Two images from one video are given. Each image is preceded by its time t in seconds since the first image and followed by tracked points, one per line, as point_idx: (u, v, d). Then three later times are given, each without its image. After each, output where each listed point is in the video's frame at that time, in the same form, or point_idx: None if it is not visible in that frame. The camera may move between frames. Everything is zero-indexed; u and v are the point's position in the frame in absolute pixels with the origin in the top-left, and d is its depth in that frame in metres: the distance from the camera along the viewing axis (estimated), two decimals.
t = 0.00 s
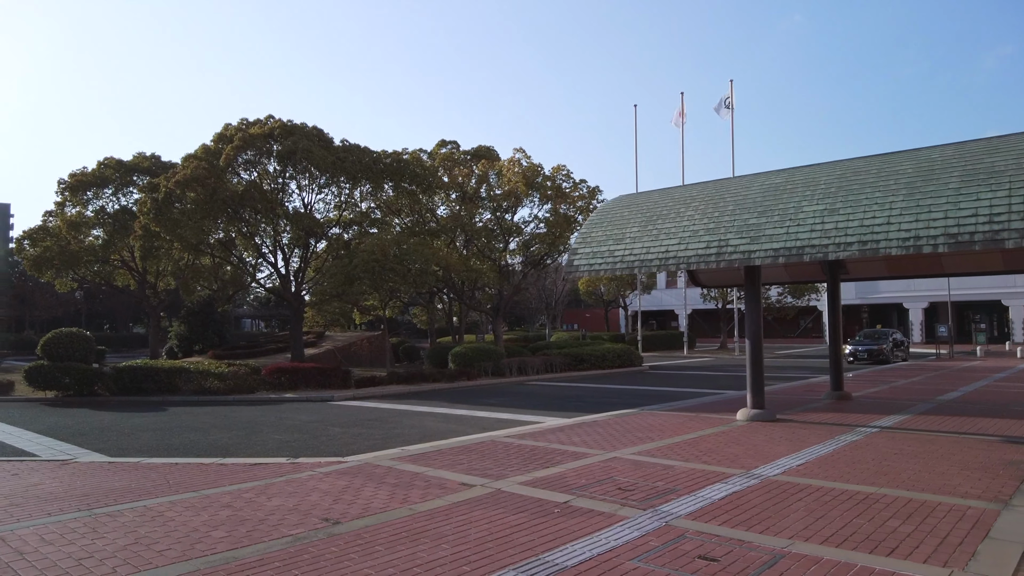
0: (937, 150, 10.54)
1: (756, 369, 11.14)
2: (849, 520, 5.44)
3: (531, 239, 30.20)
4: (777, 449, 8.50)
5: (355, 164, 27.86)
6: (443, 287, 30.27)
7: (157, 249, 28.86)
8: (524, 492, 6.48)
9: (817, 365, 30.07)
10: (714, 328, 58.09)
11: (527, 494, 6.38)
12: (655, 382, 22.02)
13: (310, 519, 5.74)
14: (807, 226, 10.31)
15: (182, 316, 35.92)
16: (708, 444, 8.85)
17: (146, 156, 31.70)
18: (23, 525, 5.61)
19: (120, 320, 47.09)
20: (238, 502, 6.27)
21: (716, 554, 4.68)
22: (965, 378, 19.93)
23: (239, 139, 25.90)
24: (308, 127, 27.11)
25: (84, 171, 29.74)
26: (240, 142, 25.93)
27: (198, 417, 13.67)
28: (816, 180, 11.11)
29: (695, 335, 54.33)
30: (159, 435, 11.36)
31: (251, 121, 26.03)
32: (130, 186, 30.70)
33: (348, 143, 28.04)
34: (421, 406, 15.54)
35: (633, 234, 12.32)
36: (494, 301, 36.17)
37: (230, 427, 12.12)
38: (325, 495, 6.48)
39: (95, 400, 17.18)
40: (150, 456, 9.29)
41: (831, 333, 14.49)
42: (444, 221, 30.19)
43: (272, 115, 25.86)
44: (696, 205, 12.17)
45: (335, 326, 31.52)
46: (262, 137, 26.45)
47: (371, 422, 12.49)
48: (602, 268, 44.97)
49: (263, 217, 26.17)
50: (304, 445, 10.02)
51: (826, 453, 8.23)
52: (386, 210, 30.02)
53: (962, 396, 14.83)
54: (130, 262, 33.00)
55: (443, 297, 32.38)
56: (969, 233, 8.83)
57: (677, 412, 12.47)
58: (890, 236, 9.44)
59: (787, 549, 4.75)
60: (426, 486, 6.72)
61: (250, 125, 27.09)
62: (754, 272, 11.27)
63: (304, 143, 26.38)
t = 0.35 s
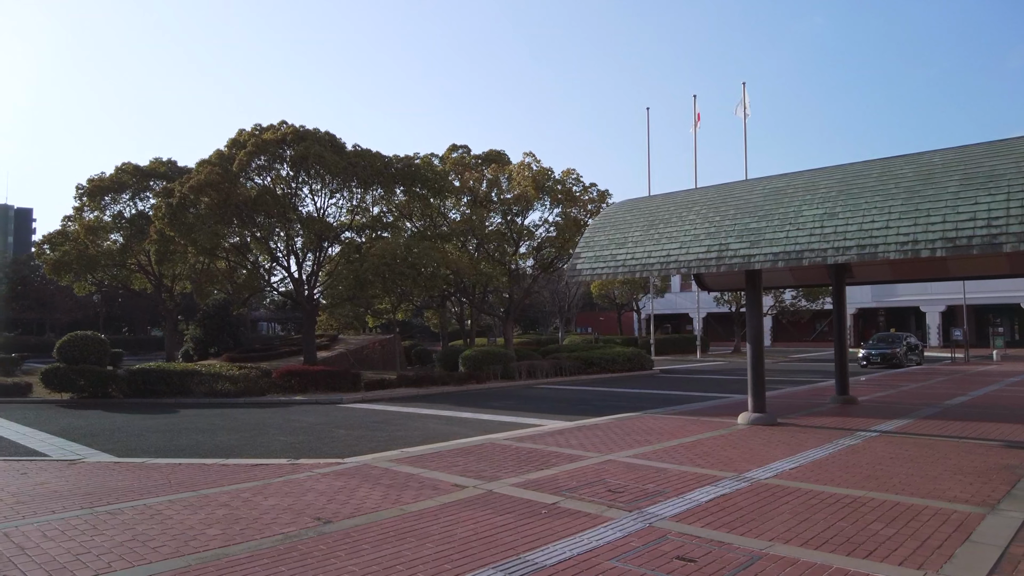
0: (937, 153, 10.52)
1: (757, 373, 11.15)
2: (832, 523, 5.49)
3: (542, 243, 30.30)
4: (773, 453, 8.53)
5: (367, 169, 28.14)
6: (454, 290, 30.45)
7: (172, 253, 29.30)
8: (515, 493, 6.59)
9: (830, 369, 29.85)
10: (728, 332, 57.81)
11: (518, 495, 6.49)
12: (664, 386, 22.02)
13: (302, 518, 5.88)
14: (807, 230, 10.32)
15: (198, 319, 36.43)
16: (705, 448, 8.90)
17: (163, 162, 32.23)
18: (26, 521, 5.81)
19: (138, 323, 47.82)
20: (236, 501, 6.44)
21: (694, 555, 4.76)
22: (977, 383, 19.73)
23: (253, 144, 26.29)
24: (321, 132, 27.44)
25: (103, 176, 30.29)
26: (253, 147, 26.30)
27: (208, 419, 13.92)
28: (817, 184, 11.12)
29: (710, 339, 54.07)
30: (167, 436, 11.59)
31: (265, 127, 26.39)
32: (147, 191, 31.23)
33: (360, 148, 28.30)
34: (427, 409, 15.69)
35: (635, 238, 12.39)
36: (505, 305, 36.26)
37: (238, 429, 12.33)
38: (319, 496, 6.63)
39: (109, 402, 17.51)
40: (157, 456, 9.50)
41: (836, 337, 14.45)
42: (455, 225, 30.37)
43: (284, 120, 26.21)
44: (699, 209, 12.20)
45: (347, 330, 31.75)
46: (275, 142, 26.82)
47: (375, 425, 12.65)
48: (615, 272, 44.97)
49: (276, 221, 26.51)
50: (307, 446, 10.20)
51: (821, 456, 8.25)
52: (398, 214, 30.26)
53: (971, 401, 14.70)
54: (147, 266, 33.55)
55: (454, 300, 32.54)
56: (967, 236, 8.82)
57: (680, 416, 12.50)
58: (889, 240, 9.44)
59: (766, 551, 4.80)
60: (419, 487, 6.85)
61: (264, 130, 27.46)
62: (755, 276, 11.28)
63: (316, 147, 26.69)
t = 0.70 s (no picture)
0: (933, 159, 10.54)
1: (754, 378, 11.17)
2: (812, 525, 5.55)
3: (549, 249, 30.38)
4: (765, 457, 8.57)
5: (374, 176, 28.37)
6: (461, 296, 30.58)
7: (184, 259, 29.70)
8: (504, 495, 6.69)
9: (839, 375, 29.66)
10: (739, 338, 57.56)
11: (506, 497, 6.59)
12: (670, 391, 22.01)
13: (292, 518, 6.02)
14: (802, 235, 10.36)
15: (210, 324, 36.83)
16: (698, 452, 8.95)
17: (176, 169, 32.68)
18: (25, 520, 6.01)
19: (152, 328, 48.39)
20: (229, 502, 6.60)
21: (670, 555, 4.84)
22: (984, 389, 19.59)
23: (262, 152, 26.58)
24: (329, 140, 27.72)
25: (116, 184, 30.79)
26: (263, 155, 26.59)
27: (213, 423, 14.12)
28: (813, 190, 11.16)
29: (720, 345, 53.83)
30: (171, 440, 11.79)
31: (274, 135, 26.72)
32: (160, 199, 31.66)
33: (368, 155, 28.57)
34: (430, 413, 15.81)
35: (634, 243, 12.46)
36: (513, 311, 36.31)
37: (241, 433, 12.51)
38: (312, 497, 6.78)
39: (119, 406, 17.79)
40: (158, 459, 9.69)
41: (838, 343, 14.41)
42: (462, 231, 30.52)
43: (293, 128, 26.55)
44: (697, 214, 12.27)
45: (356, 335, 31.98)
46: (284, 150, 27.13)
47: (377, 429, 12.78)
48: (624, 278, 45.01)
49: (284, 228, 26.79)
50: (306, 450, 10.35)
51: (812, 461, 8.28)
52: (406, 221, 30.50)
53: (975, 407, 14.62)
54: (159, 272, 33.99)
55: (462, 306, 32.70)
56: (960, 242, 8.85)
57: (678, 421, 12.54)
58: (883, 246, 9.47)
59: (741, 552, 4.88)
60: (410, 489, 6.98)
61: (273, 138, 27.79)
62: (752, 281, 11.32)
63: (324, 155, 26.97)
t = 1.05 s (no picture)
0: (925, 165, 10.59)
1: (748, 383, 11.22)
2: (788, 530, 5.63)
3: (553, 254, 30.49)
4: (754, 462, 8.64)
5: (380, 183, 28.62)
6: (466, 301, 30.72)
7: (192, 265, 30.05)
8: (490, 499, 6.81)
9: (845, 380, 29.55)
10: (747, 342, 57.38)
11: (492, 501, 6.70)
12: (673, 396, 22.05)
13: (280, 520, 6.17)
14: (795, 241, 10.42)
15: (218, 329, 37.18)
16: (689, 457, 9.03)
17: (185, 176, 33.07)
18: (22, 521, 6.19)
19: (163, 333, 48.88)
20: (222, 504, 6.75)
21: (644, 558, 4.95)
22: (987, 394, 19.55)
23: (268, 158, 26.84)
24: (335, 146, 27.98)
25: (125, 191, 31.19)
26: (269, 162, 26.83)
27: (216, 427, 14.33)
28: (807, 197, 11.23)
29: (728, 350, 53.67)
30: (172, 444, 11.98)
31: (281, 142, 26.99)
32: (169, 205, 32.03)
33: (373, 162, 28.78)
34: (431, 418, 15.95)
35: (630, 250, 12.56)
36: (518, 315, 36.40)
37: (241, 437, 12.68)
38: (302, 500, 6.92)
39: (125, 411, 18.03)
40: (158, 463, 9.87)
41: (836, 348, 14.42)
42: (467, 236, 30.66)
43: (299, 135, 26.81)
44: (692, 221, 12.36)
45: (361, 340, 32.18)
46: (291, 157, 27.41)
47: (376, 434, 12.92)
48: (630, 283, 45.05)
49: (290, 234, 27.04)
50: (304, 454, 10.51)
51: (801, 466, 8.34)
52: (411, 226, 30.71)
53: (975, 413, 14.60)
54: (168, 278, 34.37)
55: (467, 311, 32.85)
56: (949, 248, 8.90)
57: (674, 426, 12.61)
58: (873, 252, 9.52)
59: (714, 555, 4.98)
60: (398, 493, 7.11)
61: (279, 145, 28.07)
62: (746, 288, 11.37)
63: (330, 161, 27.22)
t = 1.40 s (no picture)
0: (914, 172, 10.68)
1: (740, 388, 11.29)
2: (763, 532, 5.74)
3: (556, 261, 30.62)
4: (741, 467, 8.73)
5: (383, 190, 28.86)
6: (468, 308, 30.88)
7: (198, 272, 30.38)
8: (475, 501, 6.95)
9: (848, 387, 29.50)
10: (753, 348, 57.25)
11: (477, 504, 6.84)
12: (673, 402, 22.10)
13: (268, 521, 6.33)
14: (784, 248, 10.51)
15: (224, 336, 37.48)
16: (677, 461, 9.13)
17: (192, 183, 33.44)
18: (19, 521, 6.39)
19: (170, 339, 49.30)
20: (213, 505, 6.93)
21: (617, 558, 5.07)
22: (988, 400, 19.53)
23: (272, 166, 27.11)
24: (338, 154, 28.25)
25: (133, 199, 31.60)
26: (273, 169, 27.09)
27: (218, 432, 14.52)
28: (797, 204, 11.32)
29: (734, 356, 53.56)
30: (173, 448, 12.17)
31: (285, 150, 27.27)
32: (175, 212, 32.40)
33: (376, 170, 29.02)
34: (430, 423, 16.10)
35: (624, 256, 12.69)
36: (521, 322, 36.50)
37: (240, 442, 12.86)
38: (292, 502, 7.09)
39: (129, 416, 18.26)
40: (156, 466, 10.06)
41: (832, 354, 14.48)
42: (470, 243, 30.82)
43: (304, 143, 27.11)
44: (686, 228, 12.47)
45: (366, 347, 32.37)
46: (295, 164, 27.70)
47: (373, 439, 13.08)
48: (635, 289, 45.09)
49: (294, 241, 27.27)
50: (300, 458, 10.68)
51: (786, 470, 8.44)
52: (415, 233, 30.93)
53: (971, 419, 14.61)
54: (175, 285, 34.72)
55: (470, 318, 33.01)
56: (935, 255, 8.98)
57: (669, 431, 12.70)
58: (861, 259, 9.60)
59: (685, 556, 5.10)
60: (386, 495, 7.27)
61: (284, 153, 28.37)
62: (738, 294, 11.47)
63: (333, 169, 27.48)
